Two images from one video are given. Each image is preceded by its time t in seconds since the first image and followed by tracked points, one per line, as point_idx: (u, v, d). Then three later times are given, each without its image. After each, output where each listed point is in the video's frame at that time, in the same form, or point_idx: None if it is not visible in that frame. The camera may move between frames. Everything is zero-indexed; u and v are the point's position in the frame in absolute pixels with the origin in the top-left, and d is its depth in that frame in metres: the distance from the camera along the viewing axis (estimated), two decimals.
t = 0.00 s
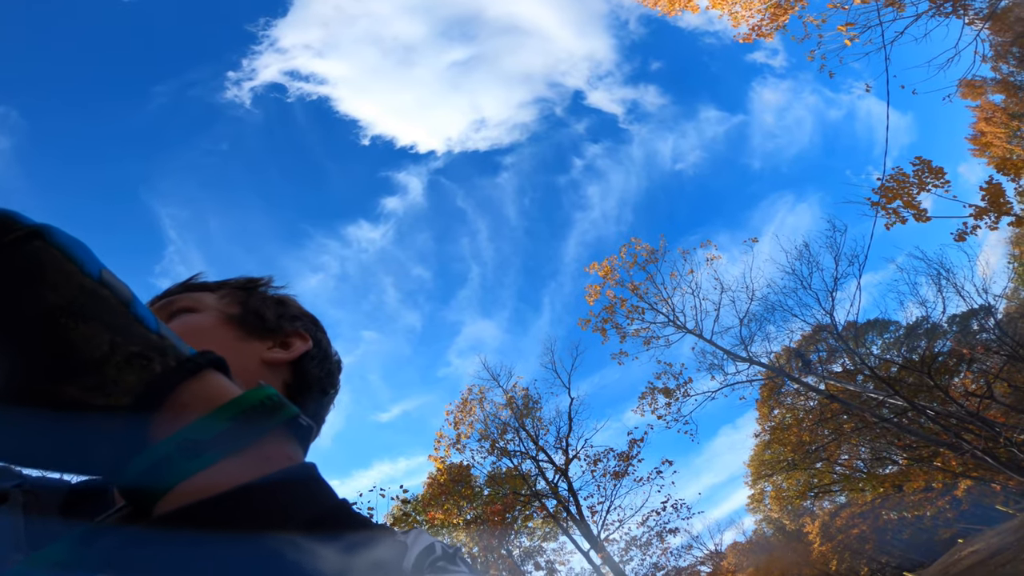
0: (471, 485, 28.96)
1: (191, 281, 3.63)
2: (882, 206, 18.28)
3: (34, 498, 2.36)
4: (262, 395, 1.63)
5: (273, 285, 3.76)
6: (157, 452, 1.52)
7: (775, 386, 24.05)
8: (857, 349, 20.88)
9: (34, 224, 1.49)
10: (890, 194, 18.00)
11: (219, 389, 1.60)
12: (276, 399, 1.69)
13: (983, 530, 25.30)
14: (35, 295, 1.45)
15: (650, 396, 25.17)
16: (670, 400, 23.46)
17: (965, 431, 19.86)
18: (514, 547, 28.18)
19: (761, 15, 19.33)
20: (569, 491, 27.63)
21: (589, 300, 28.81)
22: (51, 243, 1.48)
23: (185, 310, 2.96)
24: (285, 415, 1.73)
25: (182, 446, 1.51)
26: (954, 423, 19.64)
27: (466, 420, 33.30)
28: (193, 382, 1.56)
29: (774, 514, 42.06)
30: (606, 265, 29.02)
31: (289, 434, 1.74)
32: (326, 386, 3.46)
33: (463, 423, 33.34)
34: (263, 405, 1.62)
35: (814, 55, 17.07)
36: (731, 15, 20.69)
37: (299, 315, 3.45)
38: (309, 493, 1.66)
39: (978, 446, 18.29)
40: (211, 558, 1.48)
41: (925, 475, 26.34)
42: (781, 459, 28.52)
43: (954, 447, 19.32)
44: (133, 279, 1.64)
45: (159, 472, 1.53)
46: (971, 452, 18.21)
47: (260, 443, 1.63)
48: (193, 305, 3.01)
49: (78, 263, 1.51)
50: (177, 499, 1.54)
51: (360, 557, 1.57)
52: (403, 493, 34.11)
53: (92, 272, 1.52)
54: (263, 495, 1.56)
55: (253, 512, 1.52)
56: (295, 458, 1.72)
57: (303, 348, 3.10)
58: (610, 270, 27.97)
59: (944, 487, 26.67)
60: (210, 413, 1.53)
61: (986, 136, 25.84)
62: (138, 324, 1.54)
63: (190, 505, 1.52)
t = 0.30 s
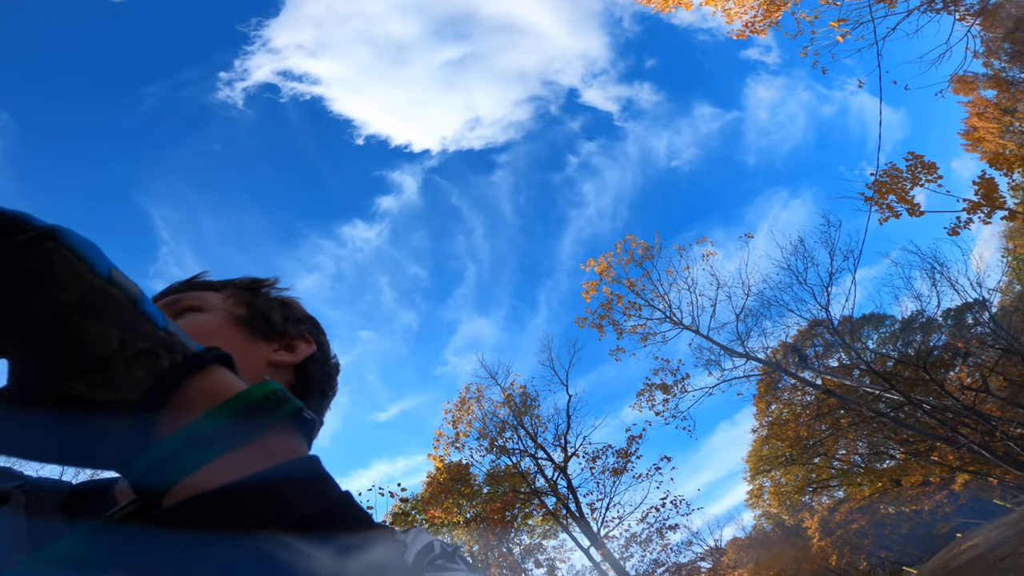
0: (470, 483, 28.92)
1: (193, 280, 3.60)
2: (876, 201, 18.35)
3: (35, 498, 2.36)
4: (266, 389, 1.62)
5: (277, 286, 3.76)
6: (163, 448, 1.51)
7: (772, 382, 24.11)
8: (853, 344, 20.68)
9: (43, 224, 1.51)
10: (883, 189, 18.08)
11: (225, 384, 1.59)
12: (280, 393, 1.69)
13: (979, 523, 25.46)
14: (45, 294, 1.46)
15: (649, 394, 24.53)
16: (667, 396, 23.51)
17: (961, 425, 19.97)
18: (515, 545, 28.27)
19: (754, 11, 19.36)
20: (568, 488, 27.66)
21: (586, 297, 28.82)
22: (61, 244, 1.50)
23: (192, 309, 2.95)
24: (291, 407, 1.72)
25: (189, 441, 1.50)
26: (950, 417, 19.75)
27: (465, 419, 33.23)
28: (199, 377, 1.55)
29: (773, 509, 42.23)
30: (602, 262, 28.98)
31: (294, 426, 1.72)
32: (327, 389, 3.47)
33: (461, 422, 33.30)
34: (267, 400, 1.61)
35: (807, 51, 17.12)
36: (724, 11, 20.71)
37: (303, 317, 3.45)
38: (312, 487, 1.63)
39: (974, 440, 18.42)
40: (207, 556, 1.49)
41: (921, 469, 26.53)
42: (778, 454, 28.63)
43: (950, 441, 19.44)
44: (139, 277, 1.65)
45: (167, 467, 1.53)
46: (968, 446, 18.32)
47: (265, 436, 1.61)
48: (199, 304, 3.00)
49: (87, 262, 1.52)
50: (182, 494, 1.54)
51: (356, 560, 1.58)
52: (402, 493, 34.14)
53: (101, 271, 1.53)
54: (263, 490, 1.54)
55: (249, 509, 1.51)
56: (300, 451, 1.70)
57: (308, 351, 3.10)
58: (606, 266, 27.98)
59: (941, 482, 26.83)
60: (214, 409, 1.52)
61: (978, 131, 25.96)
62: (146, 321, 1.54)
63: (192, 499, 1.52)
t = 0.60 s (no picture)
0: (469, 482, 28.90)
1: (189, 276, 3.56)
2: (869, 196, 18.45)
3: (32, 499, 2.36)
4: (248, 388, 1.58)
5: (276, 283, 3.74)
6: (146, 447, 1.50)
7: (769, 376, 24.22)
8: (848, 338, 20.84)
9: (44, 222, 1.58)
10: (876, 183, 18.18)
11: (209, 383, 1.57)
12: (264, 392, 1.65)
13: (977, 516, 25.69)
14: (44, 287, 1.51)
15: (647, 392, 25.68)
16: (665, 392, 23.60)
17: (957, 418, 20.13)
18: (515, 542, 28.35)
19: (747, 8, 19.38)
20: (568, 486, 27.71)
21: (581, 294, 28.86)
22: (65, 245, 1.56)
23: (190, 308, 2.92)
24: (277, 405, 1.69)
25: (172, 438, 1.48)
26: (946, 410, 19.90)
27: (463, 417, 33.14)
28: (180, 380, 1.51)
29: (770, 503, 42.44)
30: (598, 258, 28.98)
31: (280, 423, 1.69)
32: (323, 388, 3.48)
33: (460, 421, 33.27)
34: (250, 398, 1.58)
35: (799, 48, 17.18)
36: (717, 7, 20.73)
37: (300, 317, 3.43)
38: (298, 485, 1.61)
39: (970, 433, 18.59)
40: (193, 552, 1.48)
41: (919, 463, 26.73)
42: (776, 448, 28.79)
43: (946, 435, 19.61)
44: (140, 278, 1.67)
45: (149, 467, 1.51)
46: (964, 439, 18.47)
47: (249, 435, 1.59)
48: (199, 302, 2.97)
49: (90, 265, 1.56)
50: (168, 493, 1.52)
51: (343, 559, 1.56)
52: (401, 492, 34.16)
53: (98, 272, 1.55)
54: (247, 489, 1.54)
55: (235, 506, 1.51)
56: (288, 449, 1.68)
57: (308, 352, 3.11)
58: (602, 263, 28.03)
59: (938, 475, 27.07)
60: (196, 409, 1.49)
61: (969, 126, 26.10)
62: (134, 325, 1.53)
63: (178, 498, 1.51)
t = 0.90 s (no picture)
0: (468, 480, 28.84)
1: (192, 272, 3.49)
2: (862, 190, 18.52)
3: (31, 500, 2.39)
4: (249, 384, 1.63)
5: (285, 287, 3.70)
6: (147, 441, 1.52)
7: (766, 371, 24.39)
8: (844, 332, 20.83)
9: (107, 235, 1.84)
10: (869, 178, 18.26)
11: (208, 382, 1.60)
12: (266, 389, 1.69)
13: (975, 509, 25.81)
14: (94, 284, 1.73)
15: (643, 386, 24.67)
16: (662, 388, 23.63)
17: (954, 411, 20.27)
18: (515, 540, 28.36)
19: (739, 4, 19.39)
20: (567, 483, 27.73)
21: (577, 291, 28.86)
22: (117, 250, 1.80)
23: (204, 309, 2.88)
24: (276, 403, 1.72)
25: (172, 431, 1.51)
26: (943, 405, 20.01)
27: (460, 416, 32.87)
28: (180, 374, 1.57)
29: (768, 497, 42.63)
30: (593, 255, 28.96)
31: (278, 423, 1.75)
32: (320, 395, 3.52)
33: (457, 418, 33.04)
34: (254, 392, 1.63)
35: (791, 43, 17.20)
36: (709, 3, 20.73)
37: (307, 323, 3.42)
38: (289, 485, 1.61)
39: (967, 427, 18.74)
40: (185, 551, 1.47)
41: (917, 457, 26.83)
42: (774, 443, 28.89)
43: (942, 428, 19.71)
44: (177, 285, 1.81)
45: (148, 460, 1.53)
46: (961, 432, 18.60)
47: (243, 432, 1.61)
48: (213, 302, 2.94)
49: (130, 267, 1.75)
50: (164, 491, 1.53)
51: (335, 561, 1.53)
52: (400, 492, 34.02)
53: (136, 274, 1.74)
54: (239, 490, 1.54)
55: (223, 508, 1.51)
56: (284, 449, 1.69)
57: (315, 361, 3.14)
58: (598, 260, 28.04)
59: (936, 470, 27.18)
60: (196, 405, 1.53)
61: (961, 121, 26.21)
62: (150, 318, 1.65)
63: (171, 496, 1.50)
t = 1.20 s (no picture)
0: (467, 479, 28.90)
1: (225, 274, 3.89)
2: (855, 186, 18.61)
3: (30, 500, 2.40)
4: (251, 379, 1.60)
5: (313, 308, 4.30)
6: (152, 438, 1.52)
7: (762, 366, 24.57)
8: (839, 326, 20.95)
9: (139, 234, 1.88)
10: (861, 173, 18.34)
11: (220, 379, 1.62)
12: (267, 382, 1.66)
13: (972, 503, 26.02)
14: (122, 279, 1.75)
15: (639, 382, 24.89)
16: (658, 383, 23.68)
17: (949, 404, 20.43)
18: (515, 538, 28.45)
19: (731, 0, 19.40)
20: (565, 480, 27.81)
21: (573, 288, 28.89)
22: (145, 249, 1.81)
23: (256, 317, 3.32)
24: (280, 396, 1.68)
25: (180, 429, 1.50)
26: (938, 398, 20.17)
27: (458, 414, 32.83)
28: (186, 372, 1.57)
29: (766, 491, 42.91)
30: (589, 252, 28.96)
31: (282, 418, 1.69)
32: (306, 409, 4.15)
33: (454, 417, 33.01)
34: (255, 388, 1.60)
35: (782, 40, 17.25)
36: None
37: (321, 347, 3.88)
38: (286, 481, 1.57)
39: (962, 420, 18.91)
40: (180, 554, 1.48)
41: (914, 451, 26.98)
42: (771, 438, 29.06)
43: (938, 421, 19.88)
44: (200, 284, 1.82)
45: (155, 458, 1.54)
46: (957, 425, 18.77)
47: (243, 427, 1.58)
48: (265, 314, 3.40)
49: (155, 265, 1.77)
50: (168, 487, 1.53)
51: (327, 561, 1.49)
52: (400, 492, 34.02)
53: (158, 272, 1.75)
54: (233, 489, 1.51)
55: (217, 506, 1.49)
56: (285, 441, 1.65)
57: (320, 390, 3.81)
58: (593, 257, 28.06)
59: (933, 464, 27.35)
60: (197, 402, 1.52)
61: (951, 116, 26.30)
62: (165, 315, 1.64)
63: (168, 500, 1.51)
